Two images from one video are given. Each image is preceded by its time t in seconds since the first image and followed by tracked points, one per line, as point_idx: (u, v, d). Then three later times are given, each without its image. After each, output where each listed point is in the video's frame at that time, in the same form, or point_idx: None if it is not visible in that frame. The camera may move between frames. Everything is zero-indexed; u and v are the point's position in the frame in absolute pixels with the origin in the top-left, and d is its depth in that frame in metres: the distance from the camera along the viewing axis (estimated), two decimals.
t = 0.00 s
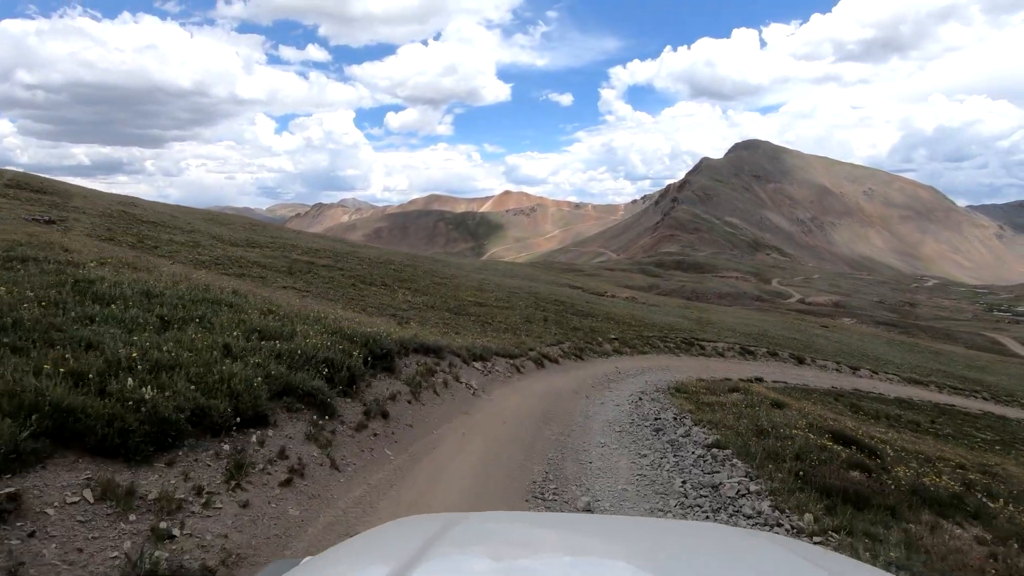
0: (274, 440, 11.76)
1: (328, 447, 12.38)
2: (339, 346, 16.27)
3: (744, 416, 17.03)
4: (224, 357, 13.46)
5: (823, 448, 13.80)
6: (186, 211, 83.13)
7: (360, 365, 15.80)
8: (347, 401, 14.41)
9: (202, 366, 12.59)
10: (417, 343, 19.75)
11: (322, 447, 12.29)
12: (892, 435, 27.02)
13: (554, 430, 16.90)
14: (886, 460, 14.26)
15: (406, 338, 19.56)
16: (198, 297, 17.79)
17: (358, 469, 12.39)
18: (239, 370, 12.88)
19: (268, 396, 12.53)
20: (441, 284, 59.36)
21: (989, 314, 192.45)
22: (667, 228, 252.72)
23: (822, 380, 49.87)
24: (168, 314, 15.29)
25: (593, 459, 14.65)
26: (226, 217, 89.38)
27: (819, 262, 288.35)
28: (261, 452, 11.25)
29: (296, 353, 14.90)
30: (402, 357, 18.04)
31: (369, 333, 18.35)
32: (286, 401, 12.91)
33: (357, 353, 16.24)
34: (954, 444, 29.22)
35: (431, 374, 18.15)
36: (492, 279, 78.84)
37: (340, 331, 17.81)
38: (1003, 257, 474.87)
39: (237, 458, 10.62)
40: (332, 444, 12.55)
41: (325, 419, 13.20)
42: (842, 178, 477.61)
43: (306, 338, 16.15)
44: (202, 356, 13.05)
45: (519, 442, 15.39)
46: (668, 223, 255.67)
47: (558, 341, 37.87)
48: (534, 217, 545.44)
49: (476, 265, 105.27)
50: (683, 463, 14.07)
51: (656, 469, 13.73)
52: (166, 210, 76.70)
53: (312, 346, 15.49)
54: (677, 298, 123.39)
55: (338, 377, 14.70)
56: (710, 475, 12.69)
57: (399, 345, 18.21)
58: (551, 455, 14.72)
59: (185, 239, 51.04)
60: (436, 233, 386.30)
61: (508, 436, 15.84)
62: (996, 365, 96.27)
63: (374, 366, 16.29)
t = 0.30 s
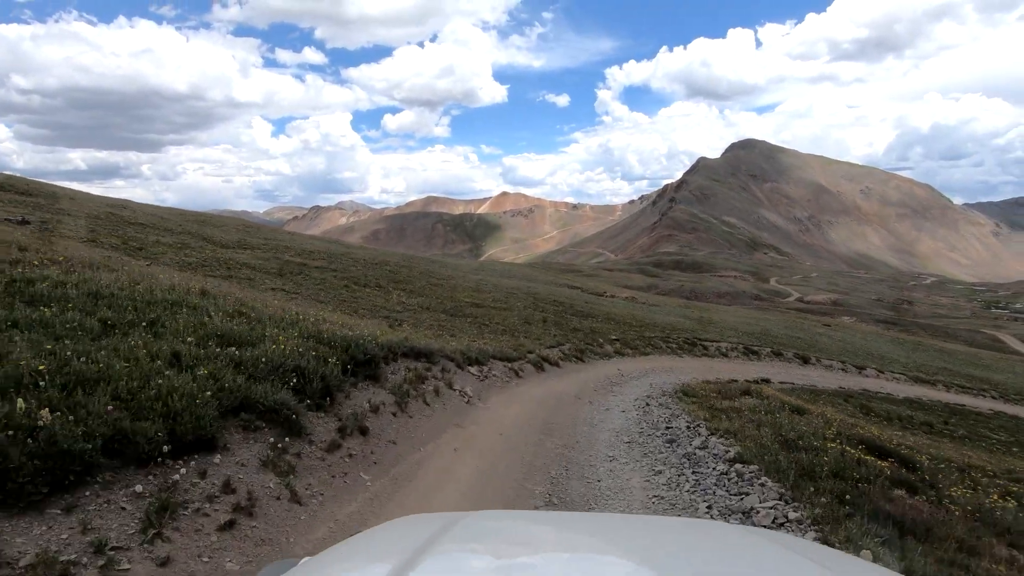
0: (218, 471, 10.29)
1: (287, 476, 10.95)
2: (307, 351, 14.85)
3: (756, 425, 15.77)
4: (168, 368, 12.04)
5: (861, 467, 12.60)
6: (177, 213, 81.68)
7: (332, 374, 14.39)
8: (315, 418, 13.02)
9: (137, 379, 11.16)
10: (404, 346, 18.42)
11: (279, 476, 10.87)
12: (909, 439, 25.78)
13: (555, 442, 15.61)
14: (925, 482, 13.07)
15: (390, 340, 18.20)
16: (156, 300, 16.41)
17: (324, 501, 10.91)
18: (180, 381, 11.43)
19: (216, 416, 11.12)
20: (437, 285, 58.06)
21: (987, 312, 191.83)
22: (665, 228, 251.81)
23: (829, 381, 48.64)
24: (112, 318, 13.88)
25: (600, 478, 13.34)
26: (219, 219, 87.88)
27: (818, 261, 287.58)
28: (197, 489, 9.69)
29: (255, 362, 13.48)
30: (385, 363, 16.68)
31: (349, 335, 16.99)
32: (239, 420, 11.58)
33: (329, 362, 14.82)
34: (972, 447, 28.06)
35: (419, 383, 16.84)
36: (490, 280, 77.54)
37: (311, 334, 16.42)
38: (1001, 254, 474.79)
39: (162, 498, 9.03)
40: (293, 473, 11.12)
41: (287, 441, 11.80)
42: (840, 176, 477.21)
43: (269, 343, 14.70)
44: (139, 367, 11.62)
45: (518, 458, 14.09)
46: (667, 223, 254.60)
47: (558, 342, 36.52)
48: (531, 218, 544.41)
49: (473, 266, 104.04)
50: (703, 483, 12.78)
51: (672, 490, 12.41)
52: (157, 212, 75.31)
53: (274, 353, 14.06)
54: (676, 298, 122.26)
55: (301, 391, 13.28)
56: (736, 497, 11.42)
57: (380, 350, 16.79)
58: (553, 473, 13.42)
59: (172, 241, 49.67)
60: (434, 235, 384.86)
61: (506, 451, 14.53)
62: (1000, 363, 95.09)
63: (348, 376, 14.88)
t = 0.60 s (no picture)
0: (129, 522, 8.49)
1: (223, 522, 9.22)
2: (265, 363, 13.36)
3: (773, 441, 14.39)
4: (86, 389, 10.46)
5: (906, 490, 11.48)
6: (167, 216, 80.01)
7: (294, 388, 12.91)
8: (271, 444, 11.53)
9: (41, 403, 9.55)
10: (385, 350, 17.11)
11: (213, 522, 9.14)
12: (926, 441, 24.64)
13: (557, 457, 14.37)
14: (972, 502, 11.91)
15: (370, 345, 16.85)
16: (100, 306, 14.85)
17: (271, 550, 9.16)
18: (89, 405, 9.82)
19: (135, 446, 9.53)
20: (433, 287, 56.84)
21: (986, 307, 191.43)
22: (662, 227, 250.85)
23: (834, 380, 47.57)
24: (35, 326, 12.34)
25: (607, 501, 12.08)
26: (210, 222, 86.28)
27: (816, 258, 286.97)
28: (97, 546, 7.84)
29: (200, 378, 11.96)
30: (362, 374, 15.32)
31: (324, 342, 15.66)
32: (166, 452, 10.04)
33: (291, 374, 13.34)
34: (990, 448, 26.98)
35: (401, 395, 15.49)
36: (487, 281, 76.37)
37: (272, 340, 14.97)
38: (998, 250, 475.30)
39: (37, 563, 7.02)
40: (231, 517, 9.39)
41: (230, 475, 10.22)
42: (837, 173, 477.76)
43: (218, 355, 13.15)
44: (46, 388, 10.01)
45: (515, 480, 12.81)
46: (664, 222, 253.49)
47: (557, 344, 35.22)
48: (528, 219, 543.71)
49: (470, 267, 102.83)
50: (729, 510, 11.59)
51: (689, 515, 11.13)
52: (146, 216, 73.92)
53: (219, 367, 12.48)
54: (676, 298, 121.24)
55: (247, 411, 11.65)
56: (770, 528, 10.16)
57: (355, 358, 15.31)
58: (554, 496, 12.15)
59: (159, 244, 48.28)
60: (431, 236, 383.27)
61: (502, 470, 13.24)
62: (1004, 359, 94.14)
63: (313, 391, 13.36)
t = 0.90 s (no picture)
0: None
1: None
2: (214, 381, 11.73)
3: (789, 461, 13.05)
4: None
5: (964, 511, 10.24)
6: (158, 223, 78.71)
7: (245, 413, 11.25)
8: (213, 483, 9.91)
9: None
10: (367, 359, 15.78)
11: None
12: (949, 443, 23.38)
13: (561, 477, 13.09)
14: None
15: (349, 354, 15.47)
16: (37, 316, 13.34)
17: None
18: None
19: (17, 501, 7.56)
20: (429, 289, 55.56)
21: (985, 301, 190.71)
22: (660, 226, 249.98)
23: (842, 378, 46.33)
24: None
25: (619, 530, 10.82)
26: (202, 228, 84.84)
27: (814, 255, 286.15)
28: None
29: (128, 402, 10.24)
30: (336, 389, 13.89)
31: (295, 352, 14.25)
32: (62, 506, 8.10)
33: (245, 396, 11.65)
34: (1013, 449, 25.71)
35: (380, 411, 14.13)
36: (484, 282, 75.09)
37: (232, 353, 13.50)
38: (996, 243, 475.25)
39: None
40: None
41: (147, 531, 8.37)
42: (832, 170, 477.85)
43: (157, 372, 11.48)
44: None
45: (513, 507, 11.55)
46: (662, 221, 252.48)
47: (557, 347, 33.88)
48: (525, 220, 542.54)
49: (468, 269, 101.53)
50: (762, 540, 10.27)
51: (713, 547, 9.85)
52: (136, 222, 72.64)
53: (149, 388, 10.66)
54: (676, 296, 120.13)
55: (173, 449, 9.60)
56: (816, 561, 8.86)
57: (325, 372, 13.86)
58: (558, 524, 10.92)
59: (146, 251, 46.93)
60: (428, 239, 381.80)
61: (500, 495, 11.96)
62: (1009, 353, 92.94)
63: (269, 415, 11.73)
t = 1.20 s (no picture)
0: None
1: None
2: (146, 404, 10.05)
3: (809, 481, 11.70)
4: None
5: None
6: (147, 228, 77.42)
7: (177, 442, 9.45)
8: (130, 538, 7.93)
9: None
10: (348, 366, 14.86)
11: None
12: (969, 442, 22.27)
13: (568, 499, 11.82)
14: None
15: (325, 364, 14.26)
16: None
17: None
18: None
19: None
20: (423, 291, 54.35)
21: (982, 293, 190.48)
22: (656, 224, 249.17)
23: (849, 374, 45.29)
24: None
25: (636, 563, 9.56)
26: (192, 233, 83.32)
27: (811, 250, 285.62)
28: None
29: (23, 436, 8.50)
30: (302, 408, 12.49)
31: (257, 363, 12.86)
32: None
33: (178, 421, 9.88)
34: None
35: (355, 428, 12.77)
36: (480, 283, 73.94)
37: (181, 367, 12.00)
38: (991, 235, 475.68)
39: None
40: None
41: None
42: (827, 165, 478.36)
43: (78, 397, 9.84)
44: None
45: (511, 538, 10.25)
46: (658, 219, 251.50)
47: (557, 348, 32.62)
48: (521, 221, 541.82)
49: (464, 271, 100.37)
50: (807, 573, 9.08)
51: None
52: (123, 228, 71.24)
53: (52, 420, 8.88)
54: (674, 294, 119.24)
55: (60, 500, 7.41)
56: None
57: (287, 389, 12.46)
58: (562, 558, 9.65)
59: (130, 257, 45.56)
60: (425, 242, 380.18)
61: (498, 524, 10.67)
62: (1013, 345, 91.91)
63: (209, 444, 10.11)
